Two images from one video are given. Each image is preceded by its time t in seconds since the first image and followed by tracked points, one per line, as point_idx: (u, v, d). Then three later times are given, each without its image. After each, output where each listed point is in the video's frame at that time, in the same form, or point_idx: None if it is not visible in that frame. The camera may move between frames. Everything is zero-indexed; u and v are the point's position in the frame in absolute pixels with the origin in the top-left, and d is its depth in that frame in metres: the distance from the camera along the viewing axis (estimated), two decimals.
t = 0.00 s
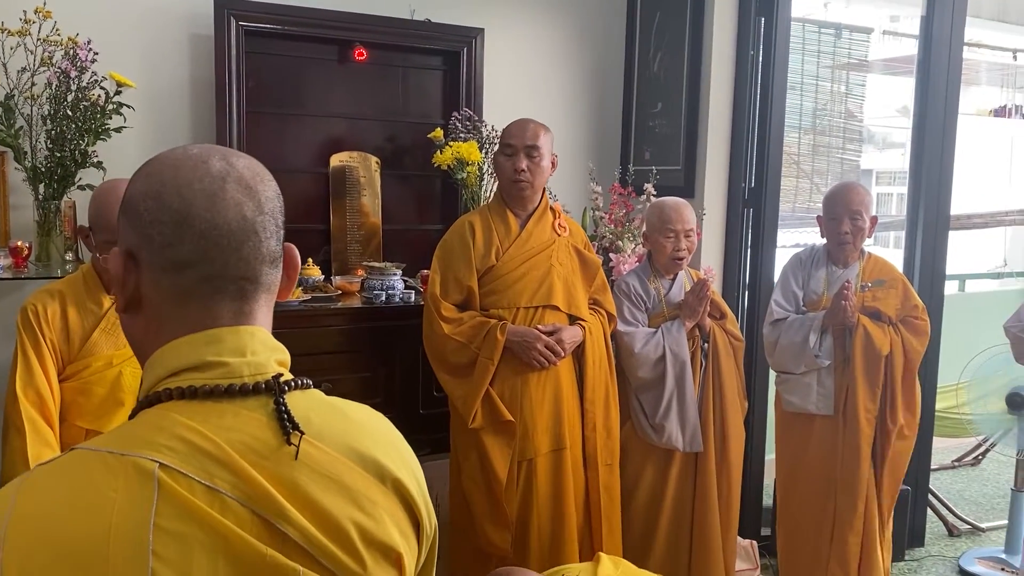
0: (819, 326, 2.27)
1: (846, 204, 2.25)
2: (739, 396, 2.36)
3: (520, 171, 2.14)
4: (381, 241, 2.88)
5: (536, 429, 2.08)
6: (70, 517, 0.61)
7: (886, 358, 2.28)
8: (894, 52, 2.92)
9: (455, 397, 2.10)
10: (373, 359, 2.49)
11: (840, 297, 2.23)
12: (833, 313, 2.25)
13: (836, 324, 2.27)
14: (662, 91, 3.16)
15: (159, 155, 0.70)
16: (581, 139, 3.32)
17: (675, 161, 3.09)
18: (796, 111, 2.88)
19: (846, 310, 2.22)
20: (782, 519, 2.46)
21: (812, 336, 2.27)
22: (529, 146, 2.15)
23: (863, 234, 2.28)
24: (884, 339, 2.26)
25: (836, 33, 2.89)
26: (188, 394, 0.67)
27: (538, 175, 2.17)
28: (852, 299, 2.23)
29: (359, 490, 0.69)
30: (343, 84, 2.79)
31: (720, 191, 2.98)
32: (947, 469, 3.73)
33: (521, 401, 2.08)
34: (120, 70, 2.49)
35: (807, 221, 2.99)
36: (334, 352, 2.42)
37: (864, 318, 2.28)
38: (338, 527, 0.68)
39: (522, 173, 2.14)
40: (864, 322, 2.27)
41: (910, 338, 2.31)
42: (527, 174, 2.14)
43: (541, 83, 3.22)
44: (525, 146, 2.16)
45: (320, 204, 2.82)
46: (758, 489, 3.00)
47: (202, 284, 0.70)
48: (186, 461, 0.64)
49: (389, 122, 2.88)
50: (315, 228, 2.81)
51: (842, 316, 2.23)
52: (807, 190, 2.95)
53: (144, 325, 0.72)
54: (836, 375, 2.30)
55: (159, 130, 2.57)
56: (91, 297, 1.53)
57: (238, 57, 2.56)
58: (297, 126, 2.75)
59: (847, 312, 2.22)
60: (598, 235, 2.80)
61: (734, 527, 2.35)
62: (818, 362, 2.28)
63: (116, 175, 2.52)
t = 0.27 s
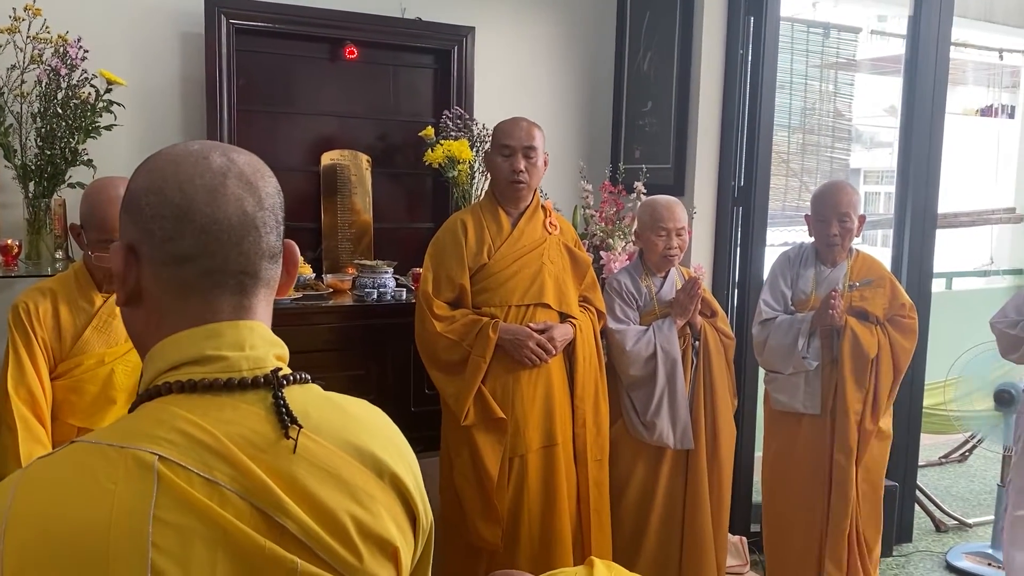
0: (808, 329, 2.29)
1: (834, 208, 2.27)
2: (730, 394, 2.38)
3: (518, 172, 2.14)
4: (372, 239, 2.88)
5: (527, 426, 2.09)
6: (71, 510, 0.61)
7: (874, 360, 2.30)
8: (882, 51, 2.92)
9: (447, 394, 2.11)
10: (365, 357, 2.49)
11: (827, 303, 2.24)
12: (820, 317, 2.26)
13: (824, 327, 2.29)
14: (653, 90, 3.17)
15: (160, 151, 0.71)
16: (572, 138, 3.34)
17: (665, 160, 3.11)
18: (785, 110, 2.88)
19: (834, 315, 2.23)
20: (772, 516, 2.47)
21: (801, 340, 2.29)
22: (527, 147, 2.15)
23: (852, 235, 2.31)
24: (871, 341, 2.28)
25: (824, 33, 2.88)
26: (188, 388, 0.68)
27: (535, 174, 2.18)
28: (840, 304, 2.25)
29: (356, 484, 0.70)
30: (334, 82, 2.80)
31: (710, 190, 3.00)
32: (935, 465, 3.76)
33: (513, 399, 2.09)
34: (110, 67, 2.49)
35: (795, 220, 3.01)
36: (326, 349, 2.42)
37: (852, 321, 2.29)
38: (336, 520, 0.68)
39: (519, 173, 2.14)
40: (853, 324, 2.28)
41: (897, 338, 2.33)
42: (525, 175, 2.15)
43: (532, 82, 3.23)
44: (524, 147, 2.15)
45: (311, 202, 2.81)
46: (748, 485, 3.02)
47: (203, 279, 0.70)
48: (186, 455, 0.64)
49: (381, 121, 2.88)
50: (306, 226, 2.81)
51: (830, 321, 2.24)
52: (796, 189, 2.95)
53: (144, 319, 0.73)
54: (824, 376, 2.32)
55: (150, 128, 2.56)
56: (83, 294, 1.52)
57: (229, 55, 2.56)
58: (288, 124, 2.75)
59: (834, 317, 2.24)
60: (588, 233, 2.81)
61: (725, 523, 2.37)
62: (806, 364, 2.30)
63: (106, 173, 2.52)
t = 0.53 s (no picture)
0: (797, 336, 2.30)
1: (823, 214, 2.28)
2: (722, 393, 2.39)
3: (518, 174, 2.15)
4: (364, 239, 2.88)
5: (517, 424, 2.09)
6: (69, 508, 0.61)
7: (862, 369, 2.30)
8: (871, 52, 2.93)
9: (438, 393, 2.11)
10: (357, 357, 2.49)
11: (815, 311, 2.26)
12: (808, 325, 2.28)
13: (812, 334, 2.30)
14: (643, 90, 3.18)
15: (158, 152, 0.71)
16: (563, 138, 3.34)
17: (656, 160, 3.12)
18: (776, 110, 2.91)
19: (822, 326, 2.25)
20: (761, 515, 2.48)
21: (790, 347, 2.30)
22: (526, 149, 2.16)
23: (841, 241, 2.32)
24: (860, 348, 2.28)
25: (814, 33, 2.90)
26: (187, 387, 0.68)
27: (532, 176, 2.19)
28: (828, 314, 2.26)
29: (352, 482, 0.70)
30: (325, 82, 2.79)
31: (701, 190, 3.01)
32: (924, 463, 3.79)
33: (504, 398, 2.09)
34: (100, 67, 2.48)
35: (785, 220, 3.01)
36: (318, 349, 2.42)
37: (841, 326, 2.29)
38: (333, 518, 0.68)
39: (519, 175, 2.15)
40: (841, 330, 2.28)
41: (887, 341, 2.34)
42: (524, 177, 2.16)
43: (523, 82, 3.23)
44: (523, 149, 2.17)
45: (302, 202, 2.81)
46: (738, 484, 3.03)
47: (201, 278, 0.71)
48: (184, 453, 0.64)
49: (372, 120, 2.88)
50: (297, 226, 2.81)
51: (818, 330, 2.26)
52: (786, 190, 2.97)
53: (141, 318, 0.73)
54: (813, 379, 2.34)
55: (140, 128, 2.56)
56: (74, 295, 1.51)
57: (220, 55, 2.55)
58: (279, 124, 2.75)
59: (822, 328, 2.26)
60: (580, 233, 2.82)
61: (718, 521, 2.38)
62: (795, 369, 2.32)
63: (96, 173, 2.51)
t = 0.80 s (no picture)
0: (786, 339, 2.31)
1: (813, 219, 2.29)
2: (713, 393, 2.40)
3: (510, 173, 2.15)
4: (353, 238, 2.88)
5: (506, 423, 2.09)
6: (58, 506, 0.61)
7: (849, 371, 2.32)
8: (859, 53, 2.95)
9: (427, 392, 2.11)
10: (347, 356, 2.48)
11: (803, 315, 2.27)
12: (796, 329, 2.29)
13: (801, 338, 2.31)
14: (633, 89, 3.18)
15: (147, 150, 0.71)
16: (552, 138, 3.35)
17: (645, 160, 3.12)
18: (765, 110, 2.92)
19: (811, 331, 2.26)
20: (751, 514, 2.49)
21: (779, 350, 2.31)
22: (518, 148, 2.17)
23: (830, 246, 2.33)
24: (848, 351, 2.30)
25: (803, 34, 2.92)
26: (176, 385, 0.68)
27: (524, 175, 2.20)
28: (816, 320, 2.27)
29: (342, 480, 0.70)
30: (314, 81, 2.79)
31: (691, 190, 3.01)
32: (911, 461, 3.81)
33: (494, 396, 2.09)
34: (89, 65, 2.47)
35: (774, 220, 3.03)
36: (308, 349, 2.41)
37: (829, 330, 2.30)
38: (323, 516, 0.68)
39: (511, 174, 2.15)
40: (830, 335, 2.30)
41: (875, 344, 2.35)
42: (516, 176, 2.16)
43: (513, 82, 3.23)
44: (515, 147, 2.17)
45: (292, 201, 2.80)
46: (728, 482, 3.04)
47: (190, 277, 0.71)
48: (173, 450, 0.64)
49: (362, 120, 2.88)
50: (287, 225, 2.80)
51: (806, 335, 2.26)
52: (775, 190, 2.99)
53: (130, 316, 0.73)
54: (801, 380, 2.35)
55: (129, 127, 2.55)
56: (62, 294, 1.50)
57: (209, 54, 2.55)
58: (268, 123, 2.74)
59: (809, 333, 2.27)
60: (570, 232, 2.82)
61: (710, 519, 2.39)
62: (783, 373, 2.33)
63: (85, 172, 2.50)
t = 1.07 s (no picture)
0: (774, 341, 2.32)
1: (802, 219, 2.30)
2: (704, 391, 2.40)
3: (503, 172, 2.15)
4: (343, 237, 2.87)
5: (496, 421, 2.10)
6: (49, 507, 0.61)
7: (839, 369, 2.33)
8: (848, 53, 2.99)
9: (418, 391, 2.11)
10: (338, 356, 2.48)
11: (792, 316, 2.28)
12: (785, 329, 2.30)
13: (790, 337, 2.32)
14: (623, 89, 3.19)
15: (138, 149, 0.71)
16: (542, 137, 3.35)
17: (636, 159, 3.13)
18: (754, 110, 2.94)
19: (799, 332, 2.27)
20: (741, 511, 2.50)
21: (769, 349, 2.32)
22: (510, 146, 2.17)
23: (819, 245, 2.34)
24: (837, 350, 2.31)
25: (792, 34, 2.95)
26: (168, 384, 0.68)
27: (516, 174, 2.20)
28: (805, 320, 2.28)
29: (334, 479, 0.70)
30: (304, 80, 2.78)
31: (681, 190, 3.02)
32: (899, 459, 3.84)
33: (484, 396, 2.09)
34: (77, 64, 2.46)
35: (763, 219, 3.06)
36: (298, 348, 2.40)
37: (818, 329, 2.32)
38: (315, 515, 0.68)
39: (503, 173, 2.15)
40: (819, 334, 2.31)
41: (863, 343, 2.36)
42: (508, 175, 2.16)
43: (503, 81, 3.24)
44: (507, 146, 2.18)
45: (282, 200, 2.79)
46: (718, 480, 3.05)
47: (181, 276, 0.70)
48: (165, 449, 0.64)
49: (352, 119, 2.87)
50: (277, 225, 2.79)
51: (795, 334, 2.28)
52: (765, 190, 3.02)
53: (121, 315, 0.72)
54: (790, 379, 2.36)
55: (117, 125, 2.53)
56: (49, 293, 1.49)
57: (198, 52, 2.54)
58: (257, 122, 2.73)
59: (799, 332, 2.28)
60: (560, 232, 2.82)
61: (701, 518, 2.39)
62: (772, 372, 2.34)
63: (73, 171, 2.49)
